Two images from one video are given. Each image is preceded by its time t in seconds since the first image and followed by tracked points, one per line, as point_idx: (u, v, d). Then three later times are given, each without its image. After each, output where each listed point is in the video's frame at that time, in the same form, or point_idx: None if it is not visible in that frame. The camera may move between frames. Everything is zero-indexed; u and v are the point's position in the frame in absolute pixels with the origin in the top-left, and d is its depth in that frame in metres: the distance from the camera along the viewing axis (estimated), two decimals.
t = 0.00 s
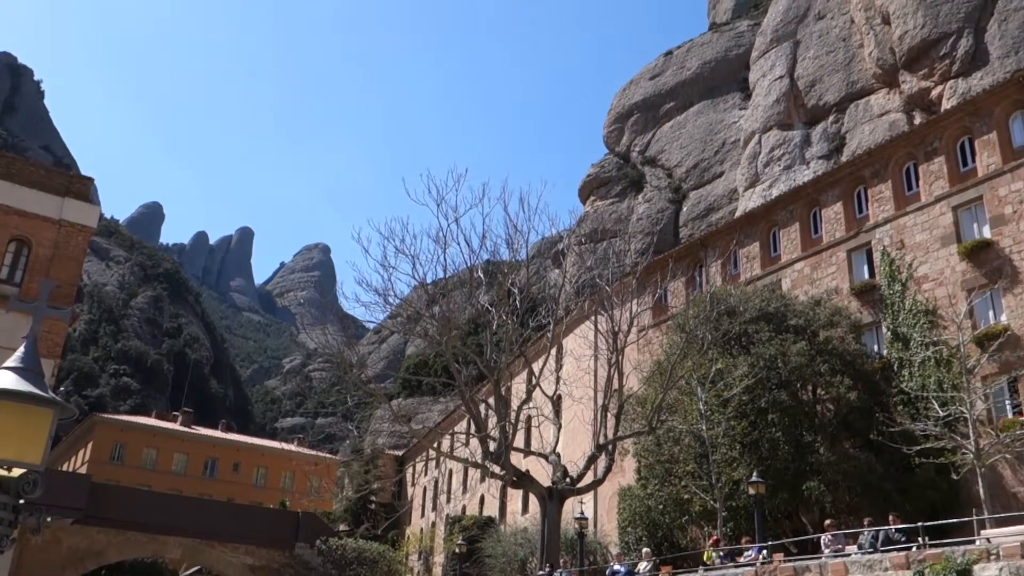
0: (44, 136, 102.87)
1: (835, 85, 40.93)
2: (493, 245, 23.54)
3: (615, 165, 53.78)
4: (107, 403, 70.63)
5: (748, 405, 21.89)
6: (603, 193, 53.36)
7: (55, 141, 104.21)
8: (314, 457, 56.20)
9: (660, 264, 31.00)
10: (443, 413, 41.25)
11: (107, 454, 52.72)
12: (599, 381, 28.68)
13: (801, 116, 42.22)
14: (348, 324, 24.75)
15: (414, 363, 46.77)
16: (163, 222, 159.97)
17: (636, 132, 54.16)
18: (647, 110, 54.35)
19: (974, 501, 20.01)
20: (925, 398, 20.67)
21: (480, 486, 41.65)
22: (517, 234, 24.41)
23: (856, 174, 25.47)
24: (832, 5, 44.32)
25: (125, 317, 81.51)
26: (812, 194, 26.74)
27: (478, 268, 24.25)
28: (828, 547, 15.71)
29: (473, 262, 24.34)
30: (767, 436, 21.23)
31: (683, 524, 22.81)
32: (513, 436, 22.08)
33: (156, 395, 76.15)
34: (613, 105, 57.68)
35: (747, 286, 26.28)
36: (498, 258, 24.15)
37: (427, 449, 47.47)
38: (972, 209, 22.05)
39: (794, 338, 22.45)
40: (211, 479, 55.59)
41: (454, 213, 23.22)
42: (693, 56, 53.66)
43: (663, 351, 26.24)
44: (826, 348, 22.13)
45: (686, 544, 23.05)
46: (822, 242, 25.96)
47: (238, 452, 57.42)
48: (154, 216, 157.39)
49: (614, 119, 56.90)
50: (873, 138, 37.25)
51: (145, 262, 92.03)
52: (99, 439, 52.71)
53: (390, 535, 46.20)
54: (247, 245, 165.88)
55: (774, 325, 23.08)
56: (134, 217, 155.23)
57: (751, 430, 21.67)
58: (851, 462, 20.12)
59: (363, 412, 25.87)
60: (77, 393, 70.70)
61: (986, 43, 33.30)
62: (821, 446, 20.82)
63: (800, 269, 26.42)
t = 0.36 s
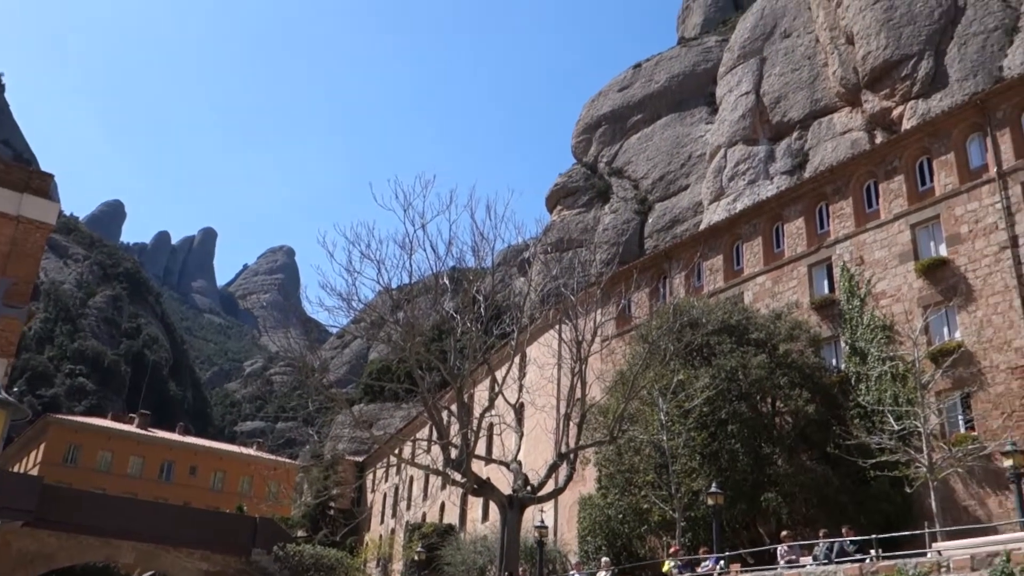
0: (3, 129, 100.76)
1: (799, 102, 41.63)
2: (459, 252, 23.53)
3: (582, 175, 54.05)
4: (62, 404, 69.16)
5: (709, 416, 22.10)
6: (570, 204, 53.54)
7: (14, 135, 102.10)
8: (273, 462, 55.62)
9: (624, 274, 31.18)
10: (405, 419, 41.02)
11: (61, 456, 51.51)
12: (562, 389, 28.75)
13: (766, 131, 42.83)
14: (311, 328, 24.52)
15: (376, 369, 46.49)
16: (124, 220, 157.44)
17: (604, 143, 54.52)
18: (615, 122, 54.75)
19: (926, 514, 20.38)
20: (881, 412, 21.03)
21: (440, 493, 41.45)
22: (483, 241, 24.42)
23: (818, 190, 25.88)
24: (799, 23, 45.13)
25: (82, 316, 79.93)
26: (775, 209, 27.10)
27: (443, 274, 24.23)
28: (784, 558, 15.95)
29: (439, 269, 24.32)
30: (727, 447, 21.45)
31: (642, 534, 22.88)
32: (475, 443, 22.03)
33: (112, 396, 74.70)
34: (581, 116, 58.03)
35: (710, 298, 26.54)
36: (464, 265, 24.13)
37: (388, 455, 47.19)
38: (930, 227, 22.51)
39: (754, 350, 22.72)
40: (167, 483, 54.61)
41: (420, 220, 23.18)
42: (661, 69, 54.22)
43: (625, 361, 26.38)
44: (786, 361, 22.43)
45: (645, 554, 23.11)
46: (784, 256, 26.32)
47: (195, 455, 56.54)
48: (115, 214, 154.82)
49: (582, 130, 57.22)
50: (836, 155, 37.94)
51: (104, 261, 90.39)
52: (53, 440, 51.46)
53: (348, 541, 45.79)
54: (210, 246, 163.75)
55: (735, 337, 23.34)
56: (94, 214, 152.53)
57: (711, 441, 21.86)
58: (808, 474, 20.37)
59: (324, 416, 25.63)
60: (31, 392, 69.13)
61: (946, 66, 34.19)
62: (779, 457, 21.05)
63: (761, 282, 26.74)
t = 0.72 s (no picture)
0: None
1: (759, 118, 42.26)
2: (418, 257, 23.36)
3: (544, 184, 54.14)
4: (6, 401, 67.24)
5: (663, 427, 22.21)
6: (530, 212, 53.52)
7: None
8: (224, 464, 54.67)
9: (583, 284, 31.21)
10: (359, 424, 40.58)
11: (5, 454, 50.02)
12: (518, 397, 28.67)
13: (726, 146, 43.37)
14: (266, 329, 24.12)
15: (332, 373, 45.95)
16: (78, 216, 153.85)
17: (566, 152, 54.71)
18: (578, 132, 54.96)
19: (874, 528, 20.66)
20: (832, 426, 21.32)
21: (393, 499, 40.99)
22: (443, 247, 24.29)
23: (776, 206, 26.18)
24: (761, 41, 45.87)
25: (31, 312, 77.84)
26: (733, 223, 27.35)
27: (402, 279, 24.04)
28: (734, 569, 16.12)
29: (398, 273, 24.13)
30: (680, 458, 21.55)
31: (594, 543, 22.78)
32: (430, 449, 21.82)
33: (60, 395, 72.81)
34: (544, 125, 58.20)
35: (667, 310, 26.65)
36: (423, 270, 23.97)
37: (341, 460, 46.65)
38: (883, 245, 22.92)
39: (710, 362, 22.89)
40: (114, 484, 53.32)
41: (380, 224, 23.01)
42: (624, 81, 54.63)
43: (582, 370, 26.38)
44: (740, 374, 22.62)
45: (595, 563, 22.82)
46: (741, 270, 26.56)
47: (144, 457, 55.24)
48: (67, 209, 151.37)
49: (544, 138, 57.35)
50: (793, 172, 38.56)
51: (55, 256, 88.23)
52: None
53: (299, 546, 45.18)
54: (164, 243, 160.59)
55: (691, 349, 23.49)
56: (46, 208, 148.94)
57: (665, 451, 21.95)
58: (759, 486, 20.55)
59: (277, 420, 25.19)
60: None
61: (903, 88, 35.26)
62: (731, 469, 21.20)
63: (718, 295, 26.94)
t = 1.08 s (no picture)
0: None
1: (724, 130, 42.81)
2: (381, 258, 23.23)
3: (510, 188, 54.15)
4: None
5: (622, 434, 22.32)
6: (495, 216, 53.49)
7: None
8: (179, 463, 53.81)
9: (546, 289, 31.23)
10: (318, 425, 40.17)
11: None
12: (478, 401, 28.57)
13: (691, 157, 43.81)
14: (225, 327, 23.77)
15: (291, 373, 45.44)
16: (36, 207, 150.82)
17: (533, 158, 54.82)
18: (545, 138, 55.11)
19: (826, 538, 20.96)
20: (788, 437, 21.60)
21: (350, 501, 40.63)
22: (406, 249, 24.18)
23: (738, 218, 26.48)
24: (728, 54, 46.47)
25: None
26: (696, 233, 27.58)
27: (365, 280, 23.87)
28: None
29: (361, 274, 23.96)
30: (638, 465, 21.67)
31: (550, 548, 22.77)
32: (388, 452, 21.68)
33: (10, 389, 71.04)
34: (512, 130, 58.28)
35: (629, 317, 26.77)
36: (386, 272, 23.85)
37: (298, 461, 46.18)
38: (842, 260, 23.29)
39: (670, 371, 23.06)
40: (65, 481, 52.16)
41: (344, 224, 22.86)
42: (592, 89, 54.92)
43: (543, 376, 26.41)
44: (699, 383, 22.83)
45: (551, 568, 22.86)
46: (703, 280, 26.79)
47: (97, 453, 54.11)
48: (23, 199, 148.00)
49: (512, 143, 57.43)
50: (756, 184, 39.07)
51: (10, 247, 86.16)
52: None
53: (253, 547, 44.62)
54: (123, 237, 157.75)
55: (652, 357, 23.65)
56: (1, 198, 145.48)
57: (623, 458, 22.06)
58: (715, 495, 20.72)
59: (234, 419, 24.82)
60: None
61: (865, 105, 36.09)
62: (688, 478, 21.35)
63: (680, 305, 27.13)
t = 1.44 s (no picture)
0: None
1: (689, 134, 43.32)
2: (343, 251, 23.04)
3: (474, 186, 54.02)
4: None
5: (579, 434, 22.40)
6: (459, 213, 53.33)
7: None
8: (130, 454, 52.85)
9: (507, 288, 31.18)
10: (274, 418, 39.72)
11: None
12: (436, 397, 28.43)
13: (655, 160, 44.16)
14: (181, 316, 23.34)
15: (248, 365, 44.86)
16: None
17: (498, 156, 54.76)
18: (510, 136, 55.08)
19: (776, 540, 21.24)
20: (742, 440, 21.87)
21: (304, 495, 40.21)
22: (368, 243, 24.00)
23: (700, 222, 26.69)
24: (694, 59, 46.99)
25: None
26: (658, 236, 27.72)
27: (325, 273, 23.64)
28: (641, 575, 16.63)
29: (321, 267, 23.72)
30: (593, 465, 21.77)
31: (504, 546, 22.74)
32: (344, 446, 21.50)
33: None
34: (478, 127, 58.18)
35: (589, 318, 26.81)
36: (346, 265, 23.66)
37: (252, 454, 45.62)
38: (800, 266, 23.62)
39: (628, 372, 23.18)
40: (11, 470, 50.86)
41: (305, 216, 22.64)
42: (559, 90, 55.05)
43: (502, 374, 26.38)
44: (657, 385, 23.00)
45: (505, 566, 22.90)
46: (664, 283, 26.94)
47: (45, 442, 52.85)
48: None
49: (477, 141, 57.32)
50: (718, 190, 39.50)
51: None
52: None
53: (204, 539, 44.04)
54: (79, 224, 154.41)
55: (610, 358, 23.75)
56: None
57: (579, 458, 22.15)
58: (669, 496, 20.96)
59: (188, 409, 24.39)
60: None
61: (827, 115, 37.21)
62: (643, 478, 21.55)
63: (640, 306, 27.24)
